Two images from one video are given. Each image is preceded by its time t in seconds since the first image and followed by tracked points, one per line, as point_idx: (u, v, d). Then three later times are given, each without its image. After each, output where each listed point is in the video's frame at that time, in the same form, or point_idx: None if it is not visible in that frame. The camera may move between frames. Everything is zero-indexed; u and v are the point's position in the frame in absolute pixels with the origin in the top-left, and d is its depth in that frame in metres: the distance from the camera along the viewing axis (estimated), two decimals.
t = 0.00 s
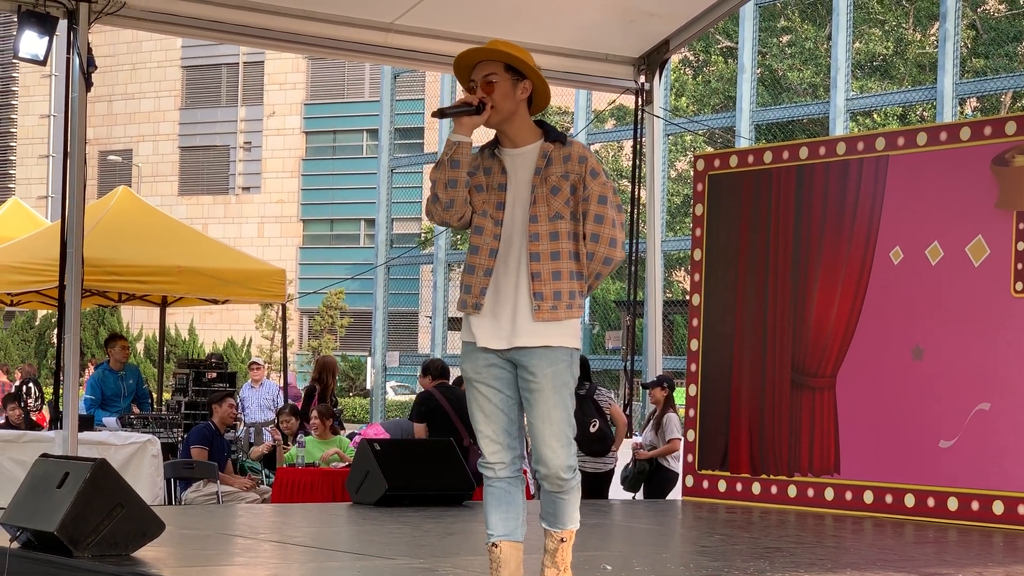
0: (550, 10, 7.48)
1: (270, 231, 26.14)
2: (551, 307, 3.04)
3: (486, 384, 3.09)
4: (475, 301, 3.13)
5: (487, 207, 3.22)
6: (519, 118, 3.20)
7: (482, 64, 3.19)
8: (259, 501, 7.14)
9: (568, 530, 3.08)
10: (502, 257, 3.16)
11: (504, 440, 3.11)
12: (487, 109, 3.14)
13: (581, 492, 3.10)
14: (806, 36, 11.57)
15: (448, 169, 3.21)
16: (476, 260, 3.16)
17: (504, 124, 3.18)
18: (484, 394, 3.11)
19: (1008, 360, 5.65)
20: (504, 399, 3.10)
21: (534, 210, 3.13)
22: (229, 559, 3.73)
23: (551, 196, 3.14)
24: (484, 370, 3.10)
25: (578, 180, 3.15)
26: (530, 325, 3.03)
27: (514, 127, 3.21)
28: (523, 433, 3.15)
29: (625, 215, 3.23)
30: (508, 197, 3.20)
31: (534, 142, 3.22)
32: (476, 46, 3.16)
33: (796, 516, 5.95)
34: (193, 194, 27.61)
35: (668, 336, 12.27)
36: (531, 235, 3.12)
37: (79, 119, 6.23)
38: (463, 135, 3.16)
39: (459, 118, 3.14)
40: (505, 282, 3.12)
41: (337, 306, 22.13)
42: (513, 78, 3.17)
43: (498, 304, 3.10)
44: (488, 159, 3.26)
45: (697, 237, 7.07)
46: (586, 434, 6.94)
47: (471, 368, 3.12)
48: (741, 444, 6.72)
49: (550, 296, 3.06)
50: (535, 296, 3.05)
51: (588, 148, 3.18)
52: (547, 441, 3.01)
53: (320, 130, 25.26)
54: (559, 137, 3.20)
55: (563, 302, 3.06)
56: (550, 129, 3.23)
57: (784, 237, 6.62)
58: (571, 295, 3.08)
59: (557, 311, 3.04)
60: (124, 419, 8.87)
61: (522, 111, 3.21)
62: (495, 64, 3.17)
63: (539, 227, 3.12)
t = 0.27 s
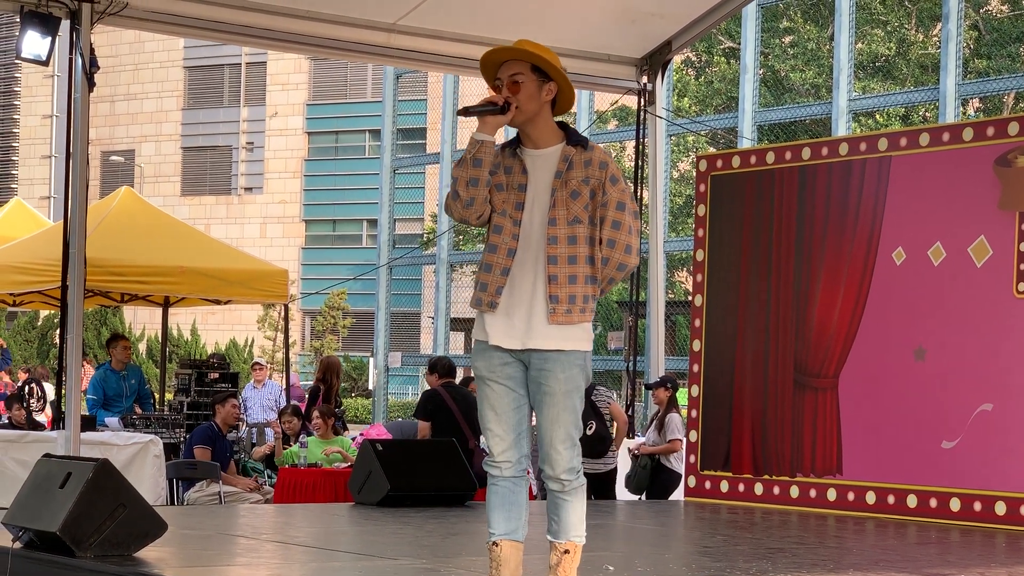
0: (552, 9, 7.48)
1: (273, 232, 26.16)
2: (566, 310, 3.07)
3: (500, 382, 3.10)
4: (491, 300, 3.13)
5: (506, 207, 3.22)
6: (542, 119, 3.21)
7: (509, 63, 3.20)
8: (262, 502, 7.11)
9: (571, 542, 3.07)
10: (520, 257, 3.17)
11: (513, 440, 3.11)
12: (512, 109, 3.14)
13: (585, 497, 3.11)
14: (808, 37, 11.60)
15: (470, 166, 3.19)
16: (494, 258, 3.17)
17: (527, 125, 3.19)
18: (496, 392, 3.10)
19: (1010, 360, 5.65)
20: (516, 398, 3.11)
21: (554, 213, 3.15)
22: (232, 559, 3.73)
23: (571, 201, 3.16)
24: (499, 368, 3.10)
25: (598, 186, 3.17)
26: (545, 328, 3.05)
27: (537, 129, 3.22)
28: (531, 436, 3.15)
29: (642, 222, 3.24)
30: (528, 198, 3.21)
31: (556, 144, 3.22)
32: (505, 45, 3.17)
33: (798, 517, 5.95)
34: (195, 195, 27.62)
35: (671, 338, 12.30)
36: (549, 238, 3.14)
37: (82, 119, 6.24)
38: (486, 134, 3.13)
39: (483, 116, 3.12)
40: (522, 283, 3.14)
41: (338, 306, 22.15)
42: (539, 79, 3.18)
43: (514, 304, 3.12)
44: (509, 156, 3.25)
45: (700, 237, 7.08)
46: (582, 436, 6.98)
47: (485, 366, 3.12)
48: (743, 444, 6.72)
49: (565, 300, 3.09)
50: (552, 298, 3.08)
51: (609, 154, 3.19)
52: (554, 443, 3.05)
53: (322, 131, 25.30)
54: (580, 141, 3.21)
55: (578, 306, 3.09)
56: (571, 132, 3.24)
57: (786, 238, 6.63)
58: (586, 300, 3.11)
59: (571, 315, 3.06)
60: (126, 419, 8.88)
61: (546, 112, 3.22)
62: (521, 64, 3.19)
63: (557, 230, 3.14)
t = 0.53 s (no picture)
0: (555, 9, 7.49)
1: (275, 231, 26.17)
2: (583, 314, 3.09)
3: (513, 383, 3.10)
4: (512, 298, 3.12)
5: (528, 206, 3.19)
6: (569, 122, 3.20)
7: (540, 63, 3.18)
8: (263, 501, 7.15)
9: (577, 537, 3.08)
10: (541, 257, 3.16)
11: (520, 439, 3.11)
12: (542, 110, 3.13)
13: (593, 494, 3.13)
14: (812, 36, 11.60)
15: (496, 163, 3.16)
16: (515, 258, 3.14)
17: (554, 127, 3.18)
18: (506, 395, 3.10)
19: (1013, 360, 5.64)
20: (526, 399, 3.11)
21: (576, 217, 3.15)
22: (234, 557, 3.74)
23: (594, 206, 3.16)
24: (512, 370, 3.10)
25: (621, 192, 3.18)
26: (562, 331, 3.08)
27: (563, 131, 3.21)
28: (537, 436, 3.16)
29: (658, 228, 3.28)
30: (551, 199, 3.19)
31: (580, 148, 3.22)
32: (538, 46, 3.15)
33: (800, 516, 5.96)
34: (198, 194, 27.65)
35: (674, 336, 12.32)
36: (571, 242, 3.14)
37: (85, 118, 6.25)
38: (514, 132, 3.12)
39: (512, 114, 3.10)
40: (541, 283, 3.13)
41: (341, 305, 22.18)
42: (569, 82, 3.17)
43: (534, 304, 3.12)
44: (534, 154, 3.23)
45: (702, 236, 7.08)
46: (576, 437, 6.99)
47: (496, 367, 3.12)
48: (745, 443, 6.72)
49: (584, 303, 3.11)
50: (571, 302, 3.10)
51: (633, 161, 3.20)
52: (566, 439, 3.08)
53: (325, 130, 25.34)
54: (605, 145, 3.21)
55: (595, 310, 3.11)
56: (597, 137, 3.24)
57: (789, 237, 6.63)
58: (605, 304, 3.13)
59: (589, 318, 3.09)
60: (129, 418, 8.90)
61: (573, 116, 3.21)
62: (552, 66, 3.17)
63: (579, 234, 3.14)
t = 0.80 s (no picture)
0: (557, 7, 7.49)
1: (278, 229, 26.18)
2: (597, 317, 3.11)
3: (523, 379, 3.11)
4: (524, 297, 3.11)
5: (545, 206, 3.18)
6: (590, 127, 3.23)
7: (566, 67, 3.21)
8: (267, 499, 7.15)
9: (579, 535, 3.07)
10: (556, 258, 3.15)
11: (527, 436, 3.12)
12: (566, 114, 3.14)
13: (598, 492, 3.12)
14: (814, 35, 11.64)
15: (516, 160, 3.13)
16: (529, 257, 3.14)
17: (576, 130, 3.20)
18: (515, 391, 3.11)
19: (1016, 358, 5.64)
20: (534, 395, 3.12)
21: (593, 221, 3.16)
22: (237, 555, 3.75)
23: (611, 211, 3.17)
24: (523, 367, 3.11)
25: (638, 199, 3.20)
26: (576, 333, 3.10)
27: (584, 135, 3.23)
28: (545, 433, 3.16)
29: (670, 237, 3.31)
30: (569, 201, 3.19)
31: (600, 152, 3.24)
32: (565, 48, 3.18)
33: (803, 514, 5.95)
34: (202, 192, 27.68)
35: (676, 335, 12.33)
36: (588, 245, 3.14)
37: (88, 117, 6.26)
38: (536, 131, 3.12)
39: (535, 114, 3.12)
40: (555, 284, 3.14)
41: (344, 304, 22.20)
42: (594, 87, 3.20)
43: (548, 304, 3.12)
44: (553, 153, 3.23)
45: (705, 235, 7.08)
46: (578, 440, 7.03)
47: (506, 363, 3.13)
48: (748, 441, 6.72)
49: (598, 307, 3.12)
50: (586, 305, 3.11)
51: (651, 169, 3.23)
52: (574, 435, 3.08)
53: (328, 128, 25.37)
54: (623, 152, 3.23)
55: (609, 314, 3.13)
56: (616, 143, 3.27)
57: (792, 236, 6.62)
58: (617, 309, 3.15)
59: (602, 322, 3.11)
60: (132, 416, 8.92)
61: (595, 121, 3.24)
62: (578, 70, 3.20)
63: (596, 238, 3.15)
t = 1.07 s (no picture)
0: (559, 6, 7.49)
1: (281, 228, 26.18)
2: (607, 321, 3.11)
3: (524, 369, 3.11)
4: (535, 299, 3.10)
5: (556, 207, 3.16)
6: (603, 130, 3.25)
7: (580, 69, 3.24)
8: (268, 497, 7.19)
9: (581, 534, 3.07)
10: (567, 260, 3.14)
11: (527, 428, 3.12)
12: (579, 115, 3.16)
13: (600, 490, 3.12)
14: (817, 33, 11.67)
15: (529, 162, 3.13)
16: (541, 259, 3.12)
17: (589, 132, 3.22)
18: (515, 377, 3.11)
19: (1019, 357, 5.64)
20: (536, 385, 3.12)
21: (603, 225, 3.16)
22: (239, 555, 3.75)
23: (621, 216, 3.17)
24: (524, 357, 3.11)
25: (647, 205, 3.21)
26: (587, 337, 3.11)
27: (596, 138, 3.25)
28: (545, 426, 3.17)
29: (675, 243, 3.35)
30: (580, 203, 3.18)
31: (611, 156, 3.24)
32: (580, 52, 3.23)
33: (806, 513, 5.95)
34: (204, 191, 27.69)
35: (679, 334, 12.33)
36: (598, 250, 3.14)
37: (92, 117, 6.27)
38: (549, 131, 3.14)
39: (549, 115, 3.15)
40: (566, 286, 3.13)
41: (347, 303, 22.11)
42: (607, 90, 3.24)
43: (558, 306, 3.11)
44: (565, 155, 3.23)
45: (708, 234, 7.07)
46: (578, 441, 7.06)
47: (509, 352, 3.13)
48: (751, 440, 6.72)
49: (608, 311, 3.12)
50: (596, 309, 3.10)
51: (661, 176, 3.25)
52: (578, 433, 3.08)
53: (330, 128, 25.37)
54: (634, 157, 3.24)
55: (618, 318, 3.13)
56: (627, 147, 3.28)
57: (795, 235, 6.62)
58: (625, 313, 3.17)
59: (612, 326, 3.11)
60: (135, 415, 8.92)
61: (607, 125, 3.26)
62: (591, 73, 3.24)
63: (606, 242, 3.15)
